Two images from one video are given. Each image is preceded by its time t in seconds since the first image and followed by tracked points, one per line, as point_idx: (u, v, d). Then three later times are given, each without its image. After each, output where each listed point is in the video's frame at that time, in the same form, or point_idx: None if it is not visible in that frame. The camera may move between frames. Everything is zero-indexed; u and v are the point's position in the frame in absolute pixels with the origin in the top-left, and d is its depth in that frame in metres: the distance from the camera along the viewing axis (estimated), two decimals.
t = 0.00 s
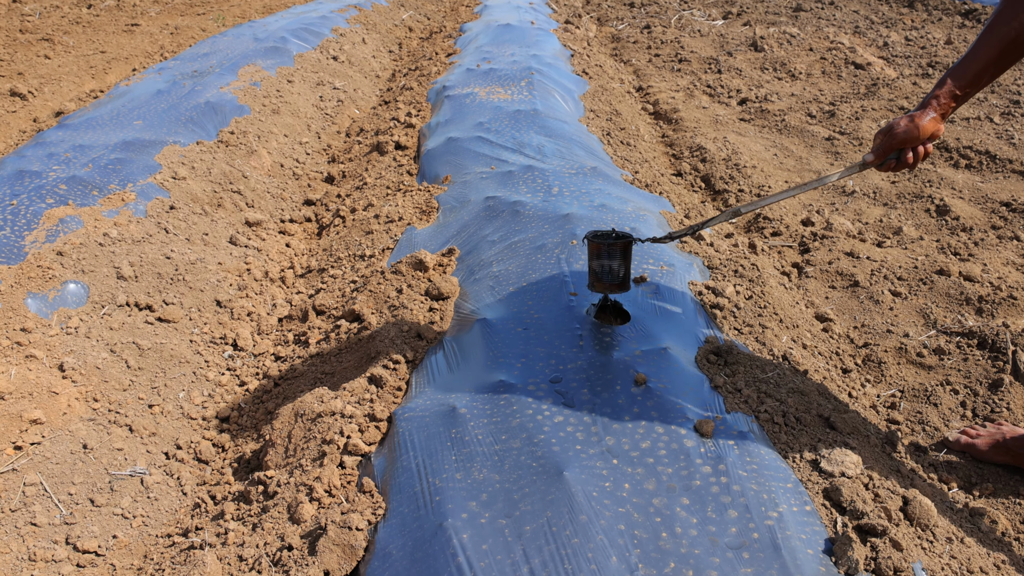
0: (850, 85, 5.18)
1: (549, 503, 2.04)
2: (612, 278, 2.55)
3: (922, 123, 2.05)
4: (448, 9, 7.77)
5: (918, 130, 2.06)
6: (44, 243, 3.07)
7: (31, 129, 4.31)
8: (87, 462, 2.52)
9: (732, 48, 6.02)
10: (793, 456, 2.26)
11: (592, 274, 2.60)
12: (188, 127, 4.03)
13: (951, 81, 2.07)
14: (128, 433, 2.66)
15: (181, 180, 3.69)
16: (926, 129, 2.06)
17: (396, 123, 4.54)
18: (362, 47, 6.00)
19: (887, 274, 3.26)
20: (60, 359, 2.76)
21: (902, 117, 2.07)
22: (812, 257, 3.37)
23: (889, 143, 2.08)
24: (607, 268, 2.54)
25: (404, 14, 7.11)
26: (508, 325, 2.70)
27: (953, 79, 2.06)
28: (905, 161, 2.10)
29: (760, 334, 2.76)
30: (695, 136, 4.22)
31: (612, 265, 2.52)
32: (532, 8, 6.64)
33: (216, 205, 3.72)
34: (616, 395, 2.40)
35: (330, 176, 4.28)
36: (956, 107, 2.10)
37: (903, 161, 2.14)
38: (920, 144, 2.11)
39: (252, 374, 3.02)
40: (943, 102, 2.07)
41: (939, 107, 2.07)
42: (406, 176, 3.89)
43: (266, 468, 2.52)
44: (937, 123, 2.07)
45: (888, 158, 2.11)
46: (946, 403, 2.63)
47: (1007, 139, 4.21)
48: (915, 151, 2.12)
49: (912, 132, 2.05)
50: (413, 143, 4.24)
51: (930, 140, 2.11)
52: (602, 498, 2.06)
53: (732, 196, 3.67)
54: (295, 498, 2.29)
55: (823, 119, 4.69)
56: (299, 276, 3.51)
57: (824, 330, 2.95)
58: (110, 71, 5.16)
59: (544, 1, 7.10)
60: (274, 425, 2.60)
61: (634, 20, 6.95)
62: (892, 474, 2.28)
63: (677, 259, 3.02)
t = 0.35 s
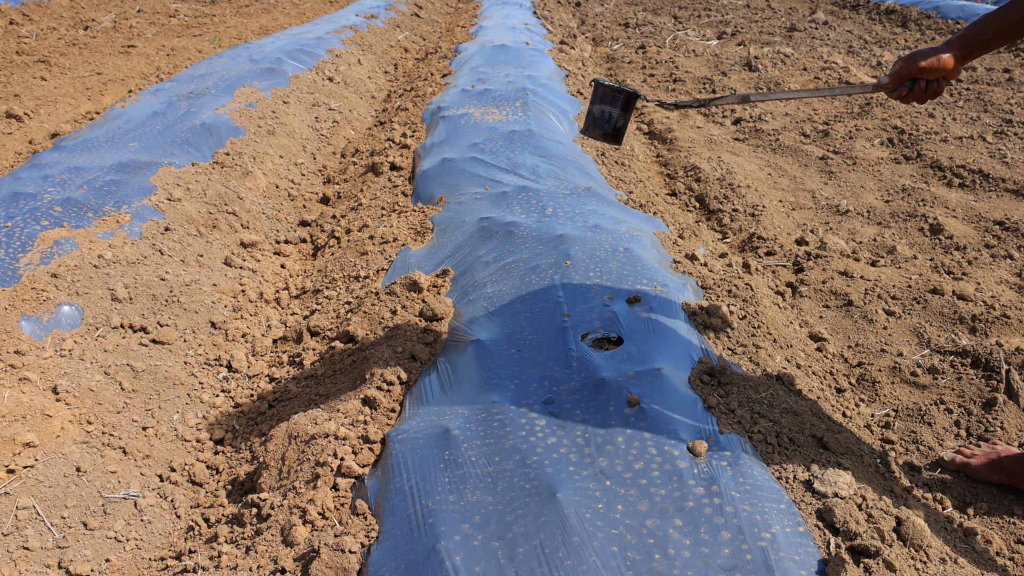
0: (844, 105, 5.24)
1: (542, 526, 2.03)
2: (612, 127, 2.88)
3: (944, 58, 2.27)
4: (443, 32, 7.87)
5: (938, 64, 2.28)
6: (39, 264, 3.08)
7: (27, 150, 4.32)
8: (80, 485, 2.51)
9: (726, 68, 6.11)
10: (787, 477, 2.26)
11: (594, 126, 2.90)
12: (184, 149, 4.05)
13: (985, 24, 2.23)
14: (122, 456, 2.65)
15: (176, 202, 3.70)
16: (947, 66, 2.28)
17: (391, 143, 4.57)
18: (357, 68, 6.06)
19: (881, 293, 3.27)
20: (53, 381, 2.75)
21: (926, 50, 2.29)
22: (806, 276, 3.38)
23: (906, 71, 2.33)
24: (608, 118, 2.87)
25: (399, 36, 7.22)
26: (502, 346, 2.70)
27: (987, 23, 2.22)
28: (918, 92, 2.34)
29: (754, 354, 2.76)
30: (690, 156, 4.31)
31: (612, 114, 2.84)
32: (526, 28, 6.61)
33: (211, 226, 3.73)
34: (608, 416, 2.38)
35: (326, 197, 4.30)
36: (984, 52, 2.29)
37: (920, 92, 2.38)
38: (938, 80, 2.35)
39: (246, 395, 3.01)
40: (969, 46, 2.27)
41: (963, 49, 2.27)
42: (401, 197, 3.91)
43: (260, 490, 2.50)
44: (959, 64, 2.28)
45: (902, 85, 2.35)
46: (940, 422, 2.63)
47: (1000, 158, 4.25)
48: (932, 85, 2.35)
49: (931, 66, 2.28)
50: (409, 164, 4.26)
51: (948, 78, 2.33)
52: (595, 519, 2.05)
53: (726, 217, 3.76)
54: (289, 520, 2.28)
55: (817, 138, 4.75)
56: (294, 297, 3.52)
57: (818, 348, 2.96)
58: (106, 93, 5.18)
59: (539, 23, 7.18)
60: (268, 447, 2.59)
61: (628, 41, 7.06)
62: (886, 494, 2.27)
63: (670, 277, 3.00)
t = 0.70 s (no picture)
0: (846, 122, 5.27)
1: (547, 551, 2.00)
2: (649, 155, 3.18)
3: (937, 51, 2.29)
4: (444, 52, 7.94)
5: (937, 54, 2.31)
6: (43, 285, 3.08)
7: (30, 170, 4.33)
8: (83, 507, 2.48)
9: (726, 86, 6.15)
10: (793, 501, 2.23)
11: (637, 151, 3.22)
12: (187, 169, 4.07)
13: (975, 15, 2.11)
14: (124, 478, 2.63)
15: (179, 222, 3.71)
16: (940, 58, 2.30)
17: (394, 163, 4.58)
18: (359, 87, 6.10)
19: (885, 313, 3.26)
20: (56, 403, 2.74)
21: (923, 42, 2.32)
22: (809, 296, 3.36)
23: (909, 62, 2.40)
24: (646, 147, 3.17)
25: (401, 56, 7.29)
26: (505, 369, 2.69)
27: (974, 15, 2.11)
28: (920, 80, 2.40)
29: (758, 376, 2.74)
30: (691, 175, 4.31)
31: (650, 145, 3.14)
32: (526, 48, 6.63)
33: (213, 246, 3.74)
34: (613, 440, 2.36)
35: (328, 217, 4.31)
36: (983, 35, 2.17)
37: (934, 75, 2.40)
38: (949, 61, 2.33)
39: (249, 416, 3.00)
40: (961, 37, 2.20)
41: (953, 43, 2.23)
42: (403, 217, 3.90)
43: (262, 513, 2.48)
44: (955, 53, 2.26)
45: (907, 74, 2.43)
46: (946, 444, 2.61)
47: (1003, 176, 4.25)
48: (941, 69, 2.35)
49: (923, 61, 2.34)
50: (411, 183, 4.26)
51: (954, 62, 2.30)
52: (600, 545, 2.03)
53: (728, 236, 3.76)
54: (291, 544, 2.26)
55: (819, 156, 4.76)
56: (296, 317, 3.51)
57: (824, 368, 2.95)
58: (110, 112, 5.20)
59: (540, 42, 7.22)
60: (271, 470, 2.57)
61: (629, 60, 7.11)
62: (894, 517, 2.24)
63: (674, 298, 2.99)
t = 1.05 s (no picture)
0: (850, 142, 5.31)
1: None
2: (630, 162, 3.30)
3: (872, 74, 2.69)
4: (449, 71, 8.01)
5: (871, 76, 2.71)
6: (49, 304, 3.08)
7: (37, 188, 4.32)
8: (87, 530, 2.42)
9: (731, 106, 6.18)
10: (803, 529, 2.16)
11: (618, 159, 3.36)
12: (193, 188, 4.09)
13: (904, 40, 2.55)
14: (128, 500, 2.58)
15: (185, 242, 3.72)
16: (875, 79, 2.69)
17: (399, 183, 4.60)
18: (364, 106, 6.14)
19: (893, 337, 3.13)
20: (61, 424, 2.72)
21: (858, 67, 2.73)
22: (816, 318, 3.31)
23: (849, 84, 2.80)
24: (626, 154, 3.30)
25: (406, 74, 7.35)
26: (512, 392, 2.64)
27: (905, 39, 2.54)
28: (859, 99, 2.80)
29: (767, 400, 2.69)
30: (696, 196, 4.33)
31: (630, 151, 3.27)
32: (532, 67, 6.65)
33: (219, 266, 3.74)
34: (621, 465, 2.29)
35: (333, 237, 4.32)
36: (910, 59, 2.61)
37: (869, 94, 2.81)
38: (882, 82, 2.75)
39: (254, 438, 2.97)
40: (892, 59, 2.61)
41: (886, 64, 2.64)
42: (409, 237, 3.90)
43: (268, 537, 2.44)
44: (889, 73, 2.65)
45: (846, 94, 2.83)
46: (957, 469, 2.56)
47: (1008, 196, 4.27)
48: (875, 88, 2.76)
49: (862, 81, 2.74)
50: (416, 203, 4.27)
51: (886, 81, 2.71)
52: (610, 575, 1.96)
53: (734, 257, 3.76)
54: (297, 570, 2.21)
55: (824, 177, 4.79)
56: (302, 337, 3.50)
57: (832, 391, 2.86)
58: (117, 131, 5.22)
59: (545, 60, 7.27)
60: (276, 493, 2.54)
61: (633, 79, 7.17)
62: (907, 544, 2.19)
63: (681, 321, 2.97)
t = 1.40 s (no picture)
0: (856, 159, 5.38)
1: None
2: (590, 247, 3.20)
3: (809, 150, 2.80)
4: (454, 87, 8.06)
5: (806, 155, 2.82)
6: (56, 320, 3.09)
7: (45, 203, 4.34)
8: (92, 547, 2.39)
9: (736, 122, 6.21)
10: (812, 550, 2.12)
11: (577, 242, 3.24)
12: (200, 205, 4.12)
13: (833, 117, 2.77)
14: (134, 516, 2.56)
15: (192, 258, 3.74)
16: (814, 155, 2.80)
17: (405, 199, 4.61)
18: (370, 122, 6.19)
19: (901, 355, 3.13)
20: (68, 440, 2.71)
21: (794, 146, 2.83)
22: (822, 335, 3.31)
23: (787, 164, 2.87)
24: (586, 239, 3.20)
25: (411, 91, 7.41)
26: (519, 410, 2.62)
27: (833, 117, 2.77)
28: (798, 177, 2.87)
29: (774, 418, 2.67)
30: (701, 213, 4.37)
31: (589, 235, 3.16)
32: (537, 84, 6.68)
33: (225, 281, 3.76)
34: (628, 485, 2.26)
35: (339, 253, 4.34)
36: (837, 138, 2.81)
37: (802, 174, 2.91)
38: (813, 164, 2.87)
39: (259, 455, 2.95)
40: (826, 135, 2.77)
41: (820, 140, 2.78)
42: (415, 253, 3.91)
43: (273, 555, 2.41)
44: (824, 149, 2.79)
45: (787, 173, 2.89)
46: (965, 488, 2.55)
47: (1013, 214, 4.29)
48: (809, 167, 2.87)
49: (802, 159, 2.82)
50: (422, 220, 4.28)
51: (820, 160, 2.84)
52: None
53: (739, 274, 3.78)
54: None
55: (830, 194, 4.81)
56: (307, 353, 3.50)
57: (838, 409, 2.84)
58: (124, 146, 5.24)
59: (550, 77, 7.32)
60: (282, 511, 2.51)
61: (638, 96, 7.22)
62: (918, 566, 2.16)
63: (687, 339, 2.96)
